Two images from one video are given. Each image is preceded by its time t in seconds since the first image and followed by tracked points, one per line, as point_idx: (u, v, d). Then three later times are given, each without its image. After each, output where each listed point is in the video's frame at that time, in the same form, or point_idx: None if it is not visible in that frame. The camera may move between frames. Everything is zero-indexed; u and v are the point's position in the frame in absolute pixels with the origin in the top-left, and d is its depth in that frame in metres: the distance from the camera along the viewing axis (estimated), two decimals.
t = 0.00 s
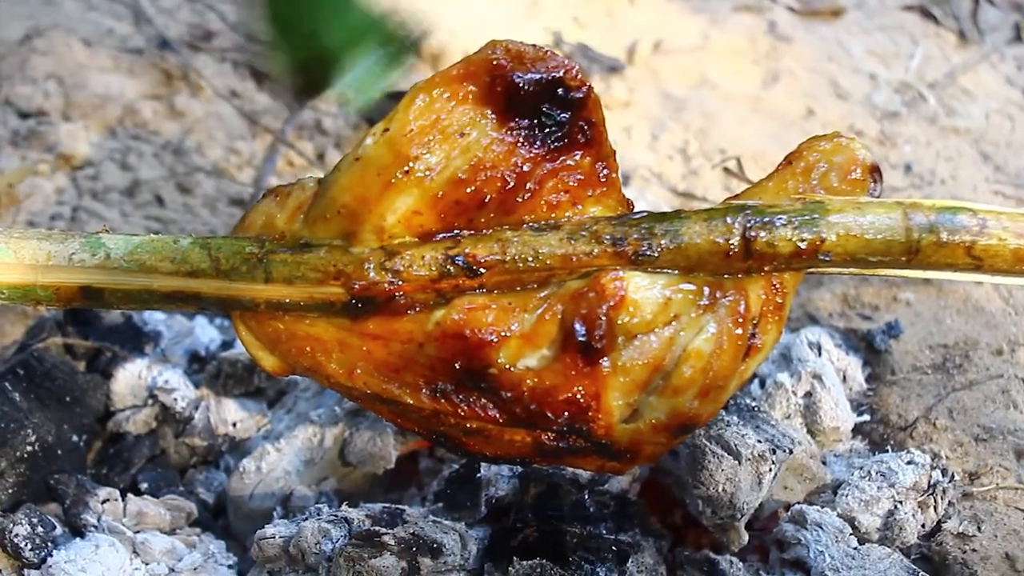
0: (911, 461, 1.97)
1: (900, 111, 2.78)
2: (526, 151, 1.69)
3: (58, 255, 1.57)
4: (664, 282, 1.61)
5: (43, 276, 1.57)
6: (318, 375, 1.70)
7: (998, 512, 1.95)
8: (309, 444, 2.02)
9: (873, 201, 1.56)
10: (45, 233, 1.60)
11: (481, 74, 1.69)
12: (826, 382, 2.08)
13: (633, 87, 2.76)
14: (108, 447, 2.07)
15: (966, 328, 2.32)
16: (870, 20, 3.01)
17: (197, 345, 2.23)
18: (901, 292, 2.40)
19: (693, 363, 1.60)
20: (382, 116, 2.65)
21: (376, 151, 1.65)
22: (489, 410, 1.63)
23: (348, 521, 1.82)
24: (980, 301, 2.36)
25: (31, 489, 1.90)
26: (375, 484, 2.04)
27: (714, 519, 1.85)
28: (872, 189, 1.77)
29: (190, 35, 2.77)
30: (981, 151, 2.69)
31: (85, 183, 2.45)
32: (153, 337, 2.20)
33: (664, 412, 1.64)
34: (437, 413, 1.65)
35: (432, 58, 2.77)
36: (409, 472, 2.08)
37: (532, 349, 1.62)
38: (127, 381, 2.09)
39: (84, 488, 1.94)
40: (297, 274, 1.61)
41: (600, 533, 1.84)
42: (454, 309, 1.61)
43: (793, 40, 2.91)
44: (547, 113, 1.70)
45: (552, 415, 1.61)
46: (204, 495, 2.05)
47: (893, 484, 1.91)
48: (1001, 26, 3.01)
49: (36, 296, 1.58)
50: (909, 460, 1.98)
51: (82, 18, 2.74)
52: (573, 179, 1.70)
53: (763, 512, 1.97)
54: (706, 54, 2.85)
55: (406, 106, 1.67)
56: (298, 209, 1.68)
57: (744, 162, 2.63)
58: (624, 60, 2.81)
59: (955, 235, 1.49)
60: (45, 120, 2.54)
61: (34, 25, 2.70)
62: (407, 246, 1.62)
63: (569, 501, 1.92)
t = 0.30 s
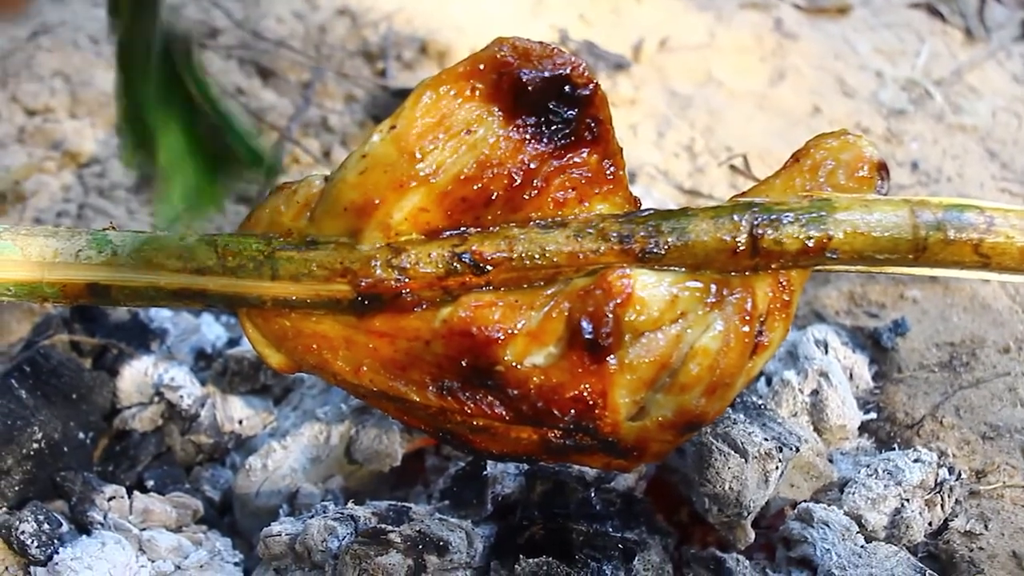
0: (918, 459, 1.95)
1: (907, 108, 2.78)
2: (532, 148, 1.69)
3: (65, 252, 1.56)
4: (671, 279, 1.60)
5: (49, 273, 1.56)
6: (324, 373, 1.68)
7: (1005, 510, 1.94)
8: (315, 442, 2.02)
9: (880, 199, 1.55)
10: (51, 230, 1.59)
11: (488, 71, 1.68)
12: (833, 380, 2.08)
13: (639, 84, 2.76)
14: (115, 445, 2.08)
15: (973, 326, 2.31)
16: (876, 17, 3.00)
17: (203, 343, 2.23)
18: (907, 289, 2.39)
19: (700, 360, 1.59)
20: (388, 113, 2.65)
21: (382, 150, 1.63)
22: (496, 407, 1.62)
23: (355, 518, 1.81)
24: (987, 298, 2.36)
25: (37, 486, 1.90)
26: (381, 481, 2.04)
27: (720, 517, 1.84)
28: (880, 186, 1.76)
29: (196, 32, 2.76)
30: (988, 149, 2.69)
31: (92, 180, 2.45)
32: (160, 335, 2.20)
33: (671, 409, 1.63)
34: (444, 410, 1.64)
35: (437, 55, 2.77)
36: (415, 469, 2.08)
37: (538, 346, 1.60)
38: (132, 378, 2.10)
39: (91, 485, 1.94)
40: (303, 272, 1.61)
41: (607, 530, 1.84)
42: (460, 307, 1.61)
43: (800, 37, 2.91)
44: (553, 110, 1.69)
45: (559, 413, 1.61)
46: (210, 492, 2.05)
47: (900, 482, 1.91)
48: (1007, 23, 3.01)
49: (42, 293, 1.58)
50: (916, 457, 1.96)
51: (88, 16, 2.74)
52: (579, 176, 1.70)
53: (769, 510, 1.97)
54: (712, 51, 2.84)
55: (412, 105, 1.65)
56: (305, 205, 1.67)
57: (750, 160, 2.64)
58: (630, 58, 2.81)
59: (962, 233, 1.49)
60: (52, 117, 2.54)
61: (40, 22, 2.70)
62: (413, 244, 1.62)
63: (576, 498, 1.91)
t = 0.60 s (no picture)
0: (924, 459, 1.96)
1: (912, 107, 2.77)
2: (538, 147, 1.69)
3: (70, 252, 1.56)
4: (677, 279, 1.60)
5: (54, 272, 1.56)
6: (329, 372, 1.68)
7: (1011, 510, 1.93)
8: (319, 441, 2.01)
9: (885, 198, 1.55)
10: (56, 230, 1.59)
11: (493, 70, 1.67)
12: (838, 379, 2.07)
13: (644, 83, 2.75)
14: (119, 444, 2.07)
15: (979, 325, 2.31)
16: (881, 16, 2.99)
17: (209, 342, 2.22)
18: (913, 288, 2.39)
19: (706, 359, 1.60)
20: (393, 112, 2.65)
21: (387, 150, 1.62)
22: (501, 407, 1.62)
23: (359, 517, 1.81)
24: (993, 298, 2.36)
25: (43, 485, 1.91)
26: (385, 480, 2.05)
27: (726, 517, 1.84)
28: (885, 186, 1.76)
29: (201, 31, 2.76)
30: (993, 148, 2.69)
31: (97, 179, 2.45)
32: (165, 334, 2.21)
33: (676, 408, 1.63)
34: (449, 410, 1.64)
35: (442, 54, 2.77)
36: (420, 468, 2.08)
37: (543, 346, 1.60)
38: (137, 378, 2.09)
39: (96, 484, 1.95)
40: (308, 272, 1.60)
41: (612, 530, 1.84)
42: (465, 306, 1.61)
43: (805, 36, 2.90)
44: (559, 110, 1.69)
45: (564, 413, 1.61)
46: (215, 491, 2.06)
47: (905, 482, 1.91)
48: (1013, 22, 3.00)
49: (48, 293, 1.58)
50: (921, 457, 1.97)
51: (93, 14, 2.73)
52: (585, 175, 1.70)
53: (775, 509, 1.97)
54: (717, 50, 2.84)
55: (417, 103, 1.65)
56: (310, 204, 1.67)
57: (755, 159, 2.64)
58: (635, 56, 2.80)
59: (968, 232, 1.49)
60: (56, 116, 2.54)
61: (45, 20, 2.69)
62: (418, 244, 1.61)
63: (580, 498, 1.92)
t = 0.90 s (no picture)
0: (926, 459, 1.97)
1: (915, 107, 2.77)
2: (540, 147, 1.68)
3: (72, 251, 1.56)
4: (679, 278, 1.60)
5: (56, 272, 1.56)
6: (331, 372, 1.69)
7: (1013, 510, 1.93)
8: (321, 441, 2.01)
9: (888, 199, 1.55)
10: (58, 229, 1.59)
11: (495, 70, 1.68)
12: (840, 380, 2.07)
13: (646, 83, 2.76)
14: (121, 444, 2.08)
15: (981, 326, 2.31)
16: (884, 16, 2.99)
17: (211, 342, 2.23)
18: (915, 288, 2.39)
19: (708, 360, 1.60)
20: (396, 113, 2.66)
21: (389, 149, 1.63)
22: (503, 407, 1.62)
23: (361, 518, 1.81)
24: (995, 298, 2.36)
25: (44, 484, 1.91)
26: (387, 480, 2.05)
27: (727, 517, 1.85)
28: (889, 186, 1.75)
29: (204, 31, 2.76)
30: (995, 148, 2.69)
31: (99, 179, 2.46)
32: (167, 334, 2.21)
33: (678, 409, 1.63)
34: (451, 409, 1.64)
35: (445, 55, 2.77)
36: (421, 469, 2.09)
37: (545, 346, 1.60)
38: (140, 377, 2.09)
39: (98, 484, 1.95)
40: (310, 272, 1.61)
41: (614, 530, 1.84)
42: (468, 305, 1.61)
43: (807, 36, 2.90)
44: (562, 110, 1.69)
45: (566, 413, 1.61)
46: (216, 491, 2.06)
47: (907, 482, 1.91)
48: (1015, 23, 3.00)
49: (50, 292, 1.58)
50: (924, 457, 1.98)
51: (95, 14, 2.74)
52: (587, 175, 1.70)
53: (776, 509, 1.97)
54: (720, 51, 2.84)
55: (419, 103, 1.66)
56: (314, 203, 1.67)
57: (758, 159, 2.65)
58: (638, 56, 2.80)
59: (970, 233, 1.49)
60: (60, 116, 2.54)
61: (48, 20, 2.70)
62: (421, 244, 1.62)
63: (582, 498, 1.91)
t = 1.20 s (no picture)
0: (928, 460, 1.97)
1: (917, 108, 2.78)
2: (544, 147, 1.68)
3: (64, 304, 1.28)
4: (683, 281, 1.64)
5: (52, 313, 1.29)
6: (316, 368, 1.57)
7: (1015, 511, 1.94)
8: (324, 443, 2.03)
9: (892, 200, 1.55)
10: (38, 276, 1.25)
11: (501, 71, 1.72)
12: (842, 381, 2.07)
13: (648, 85, 2.76)
14: (124, 444, 2.04)
15: (983, 326, 2.32)
16: (886, 17, 2.98)
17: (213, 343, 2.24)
18: (917, 290, 2.39)
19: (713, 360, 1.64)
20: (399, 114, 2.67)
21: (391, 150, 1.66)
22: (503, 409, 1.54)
23: (363, 518, 1.80)
24: (997, 299, 2.36)
25: (47, 485, 1.92)
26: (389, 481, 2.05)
27: (729, 518, 1.84)
28: (893, 187, 1.75)
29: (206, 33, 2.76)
30: (997, 149, 2.71)
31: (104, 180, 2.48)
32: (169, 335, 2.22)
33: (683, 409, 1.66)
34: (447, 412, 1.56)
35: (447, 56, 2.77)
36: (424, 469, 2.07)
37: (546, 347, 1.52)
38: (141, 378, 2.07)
39: (100, 485, 1.95)
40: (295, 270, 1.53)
41: (616, 531, 1.84)
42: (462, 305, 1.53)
43: (810, 37, 2.90)
44: (566, 111, 1.74)
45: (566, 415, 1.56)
46: (219, 493, 2.05)
47: (910, 483, 1.91)
48: (1017, 24, 3.00)
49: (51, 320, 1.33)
50: (925, 459, 1.98)
51: (98, 15, 2.74)
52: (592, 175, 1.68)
53: (779, 510, 1.96)
54: (722, 52, 2.84)
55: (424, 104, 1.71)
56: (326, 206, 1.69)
57: (760, 160, 2.65)
58: (640, 57, 2.81)
59: (974, 234, 1.49)
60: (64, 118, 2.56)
61: (51, 21, 2.70)
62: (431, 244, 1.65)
63: (584, 499, 1.91)
